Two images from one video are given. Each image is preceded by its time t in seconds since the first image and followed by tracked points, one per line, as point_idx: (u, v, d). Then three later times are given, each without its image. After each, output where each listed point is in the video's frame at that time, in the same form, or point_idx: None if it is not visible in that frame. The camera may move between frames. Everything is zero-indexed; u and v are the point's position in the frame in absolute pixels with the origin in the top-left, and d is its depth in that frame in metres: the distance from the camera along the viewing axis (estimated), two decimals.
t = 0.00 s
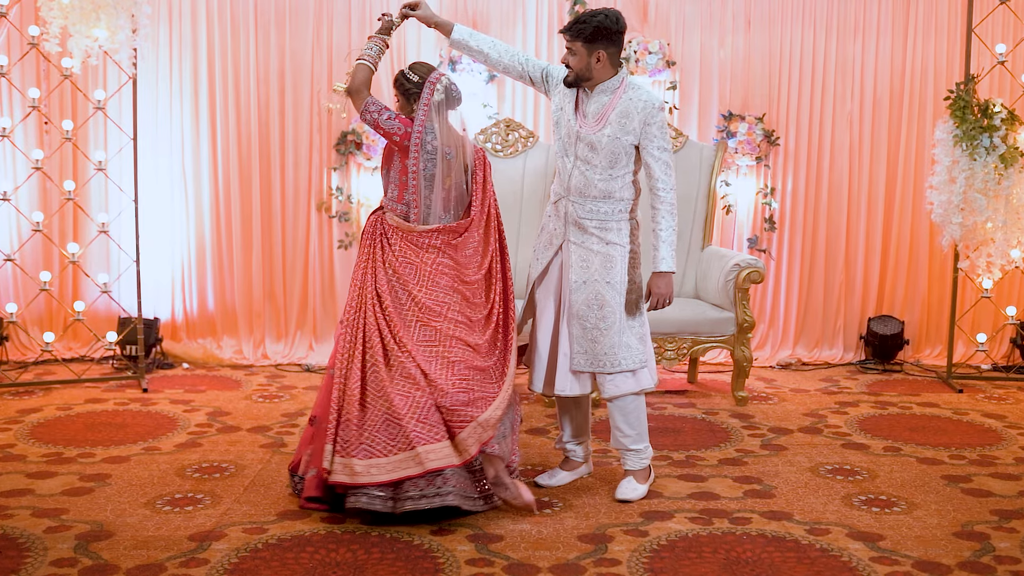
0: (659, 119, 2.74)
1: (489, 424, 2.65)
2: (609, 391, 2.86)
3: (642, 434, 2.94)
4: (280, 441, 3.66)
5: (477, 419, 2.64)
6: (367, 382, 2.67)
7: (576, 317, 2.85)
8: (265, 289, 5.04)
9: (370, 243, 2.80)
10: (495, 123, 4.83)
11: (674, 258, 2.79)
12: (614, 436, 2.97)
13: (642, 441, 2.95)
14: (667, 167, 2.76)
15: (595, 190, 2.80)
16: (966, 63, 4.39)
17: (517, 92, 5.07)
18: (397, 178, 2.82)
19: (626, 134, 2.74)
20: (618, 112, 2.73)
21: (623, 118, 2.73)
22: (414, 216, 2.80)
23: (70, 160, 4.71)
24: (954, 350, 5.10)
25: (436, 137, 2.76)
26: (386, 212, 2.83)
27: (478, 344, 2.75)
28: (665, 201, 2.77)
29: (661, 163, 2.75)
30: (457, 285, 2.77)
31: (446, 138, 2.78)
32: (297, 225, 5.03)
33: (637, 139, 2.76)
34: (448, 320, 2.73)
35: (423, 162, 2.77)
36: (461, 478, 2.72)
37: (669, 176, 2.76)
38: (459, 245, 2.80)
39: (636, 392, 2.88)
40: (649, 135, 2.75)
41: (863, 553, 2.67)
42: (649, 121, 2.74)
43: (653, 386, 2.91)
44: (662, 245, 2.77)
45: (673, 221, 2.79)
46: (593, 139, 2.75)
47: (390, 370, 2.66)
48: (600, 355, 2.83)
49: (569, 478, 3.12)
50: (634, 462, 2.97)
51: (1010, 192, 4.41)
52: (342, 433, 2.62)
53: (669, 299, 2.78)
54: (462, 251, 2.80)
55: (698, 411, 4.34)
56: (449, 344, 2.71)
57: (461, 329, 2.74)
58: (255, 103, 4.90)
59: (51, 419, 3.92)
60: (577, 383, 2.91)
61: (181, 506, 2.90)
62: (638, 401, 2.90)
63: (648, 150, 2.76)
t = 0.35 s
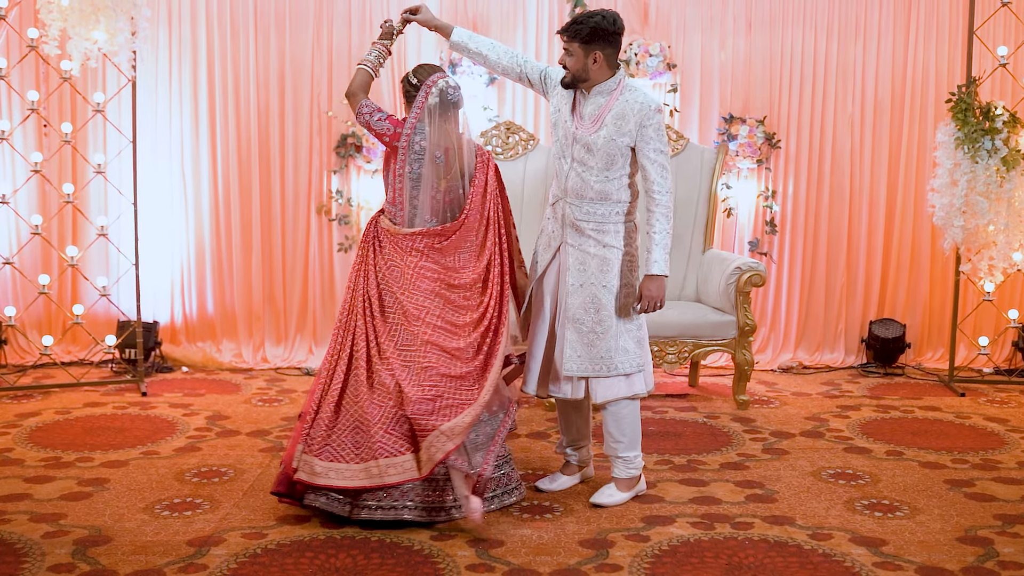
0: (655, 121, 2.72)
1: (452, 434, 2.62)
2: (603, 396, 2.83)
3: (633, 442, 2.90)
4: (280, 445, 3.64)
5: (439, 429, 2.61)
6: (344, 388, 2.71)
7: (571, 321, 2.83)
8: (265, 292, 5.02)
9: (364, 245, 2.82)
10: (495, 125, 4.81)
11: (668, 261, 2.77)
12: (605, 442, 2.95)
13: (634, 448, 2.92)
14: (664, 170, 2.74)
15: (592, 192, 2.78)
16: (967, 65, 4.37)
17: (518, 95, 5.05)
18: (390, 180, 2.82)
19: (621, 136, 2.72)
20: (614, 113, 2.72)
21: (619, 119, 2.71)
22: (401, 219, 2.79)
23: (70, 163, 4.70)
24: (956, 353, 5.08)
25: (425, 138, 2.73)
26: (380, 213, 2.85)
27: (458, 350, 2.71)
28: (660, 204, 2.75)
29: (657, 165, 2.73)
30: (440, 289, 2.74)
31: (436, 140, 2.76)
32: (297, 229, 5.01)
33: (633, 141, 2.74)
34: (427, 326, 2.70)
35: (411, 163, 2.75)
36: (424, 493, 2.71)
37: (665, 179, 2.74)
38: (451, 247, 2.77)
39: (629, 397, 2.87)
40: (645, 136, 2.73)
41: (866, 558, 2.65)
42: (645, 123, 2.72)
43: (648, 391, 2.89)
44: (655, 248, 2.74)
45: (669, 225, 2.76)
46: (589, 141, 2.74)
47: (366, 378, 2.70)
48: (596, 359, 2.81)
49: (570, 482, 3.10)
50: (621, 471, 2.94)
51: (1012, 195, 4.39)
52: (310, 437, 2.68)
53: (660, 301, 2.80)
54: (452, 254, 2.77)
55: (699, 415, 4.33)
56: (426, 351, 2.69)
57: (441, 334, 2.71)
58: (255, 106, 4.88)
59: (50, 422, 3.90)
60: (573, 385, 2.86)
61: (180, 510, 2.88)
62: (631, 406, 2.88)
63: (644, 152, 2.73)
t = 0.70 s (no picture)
0: (653, 124, 2.70)
1: (415, 440, 2.57)
2: (601, 401, 2.81)
3: (636, 448, 2.89)
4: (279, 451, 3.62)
5: (402, 435, 2.58)
6: (329, 392, 2.78)
7: (568, 325, 2.80)
8: (264, 297, 5.00)
9: (361, 248, 2.84)
10: (495, 129, 4.80)
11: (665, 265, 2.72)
12: (608, 448, 2.93)
13: (637, 454, 2.90)
14: (661, 174, 2.70)
15: (589, 196, 2.76)
16: (969, 70, 4.36)
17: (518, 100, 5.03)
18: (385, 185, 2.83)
19: (618, 140, 2.70)
20: (611, 117, 2.71)
21: (616, 123, 2.70)
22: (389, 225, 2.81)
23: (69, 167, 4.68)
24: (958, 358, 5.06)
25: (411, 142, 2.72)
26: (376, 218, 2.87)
27: (434, 358, 2.66)
28: (658, 209, 2.71)
29: (654, 169, 2.70)
30: (420, 295, 2.71)
31: (424, 145, 2.73)
32: (297, 233, 5.00)
33: (630, 144, 2.72)
34: (403, 332, 2.68)
35: (397, 167, 2.75)
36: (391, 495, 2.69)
37: (662, 183, 2.70)
38: (437, 252, 2.74)
39: (631, 402, 2.85)
40: (643, 140, 2.70)
41: (870, 565, 2.63)
42: (642, 126, 2.69)
43: (649, 397, 2.88)
44: (651, 252, 2.70)
45: (666, 229, 2.73)
46: (586, 145, 2.73)
47: (349, 383, 2.75)
48: (594, 363, 2.79)
49: (571, 489, 3.08)
50: (624, 477, 2.93)
51: (1015, 199, 4.38)
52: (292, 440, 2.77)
53: (655, 307, 2.72)
54: (437, 260, 2.74)
55: (701, 420, 4.31)
56: (403, 357, 2.66)
57: (418, 340, 2.67)
58: (255, 110, 4.87)
59: (48, 428, 3.88)
60: (571, 391, 2.84)
61: (178, 517, 2.86)
62: (632, 412, 2.87)
63: (641, 156, 2.71)
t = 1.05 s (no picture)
0: (652, 130, 2.66)
1: (375, 446, 2.53)
2: (602, 411, 2.78)
3: (639, 458, 2.86)
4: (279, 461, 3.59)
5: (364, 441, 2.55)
6: (315, 395, 2.83)
7: (568, 334, 2.77)
8: (264, 305, 4.97)
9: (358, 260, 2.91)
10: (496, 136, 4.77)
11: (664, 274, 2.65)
12: (610, 458, 2.90)
13: (639, 465, 2.86)
14: (659, 180, 2.64)
15: (589, 202, 2.74)
16: (972, 76, 4.34)
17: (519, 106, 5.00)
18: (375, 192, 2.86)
19: (617, 145, 2.67)
20: (610, 122, 2.68)
21: (615, 128, 2.67)
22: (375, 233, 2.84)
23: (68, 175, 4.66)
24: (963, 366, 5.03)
25: (394, 151, 2.73)
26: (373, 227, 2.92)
27: (406, 366, 2.65)
28: (656, 215, 2.63)
29: (653, 176, 2.65)
30: (396, 304, 2.71)
31: (409, 154, 2.74)
32: (298, 240, 4.97)
33: (628, 150, 2.68)
34: (379, 340, 2.69)
35: (380, 174, 2.77)
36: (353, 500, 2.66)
37: (661, 190, 2.64)
38: (417, 263, 2.75)
39: (634, 413, 2.81)
40: (641, 146, 2.66)
41: None
42: (640, 132, 2.66)
43: (653, 407, 2.83)
44: (648, 260, 2.63)
45: (664, 237, 2.64)
46: (585, 150, 2.71)
47: (332, 387, 2.79)
48: (594, 372, 2.76)
49: (573, 499, 3.03)
50: (626, 487, 2.89)
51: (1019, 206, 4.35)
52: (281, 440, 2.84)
53: (653, 315, 2.65)
54: (417, 271, 2.74)
55: (704, 429, 4.27)
56: (376, 365, 2.67)
57: (390, 349, 2.67)
58: (254, 117, 4.84)
59: (46, 438, 3.85)
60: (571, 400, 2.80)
61: (177, 528, 2.82)
62: (634, 423, 2.83)
63: (639, 162, 2.66)
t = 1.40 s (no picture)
0: (651, 140, 2.61)
1: (335, 456, 2.55)
2: (601, 425, 2.74)
3: (641, 472, 2.82)
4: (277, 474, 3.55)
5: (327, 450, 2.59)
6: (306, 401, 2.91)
7: (568, 347, 2.75)
8: (264, 316, 4.94)
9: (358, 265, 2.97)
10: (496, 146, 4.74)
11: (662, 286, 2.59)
12: (611, 472, 2.86)
13: (641, 479, 2.83)
14: (658, 191, 2.60)
15: (589, 213, 2.72)
16: (975, 85, 4.31)
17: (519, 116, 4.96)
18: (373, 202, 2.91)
19: (615, 155, 2.65)
20: (610, 131, 2.66)
21: (613, 138, 2.65)
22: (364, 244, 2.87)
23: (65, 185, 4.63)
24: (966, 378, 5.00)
25: (378, 161, 2.77)
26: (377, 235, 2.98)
27: (376, 377, 2.67)
28: (654, 226, 2.59)
29: (651, 187, 2.60)
30: (371, 314, 2.75)
31: (394, 165, 2.76)
32: (297, 252, 4.95)
33: (628, 160, 2.64)
34: (355, 350, 2.73)
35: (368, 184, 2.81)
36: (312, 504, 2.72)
37: (659, 200, 2.60)
38: (395, 274, 2.75)
39: (635, 427, 2.77)
40: (640, 156, 2.62)
41: None
42: (639, 141, 2.62)
43: (654, 422, 2.77)
44: (645, 271, 2.58)
45: (662, 249, 2.59)
46: (585, 160, 2.70)
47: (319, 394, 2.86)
48: (592, 385, 2.73)
49: (575, 513, 2.99)
50: (629, 502, 2.85)
51: None
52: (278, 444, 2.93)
53: (649, 328, 2.60)
54: (394, 282, 2.74)
55: (706, 442, 4.24)
56: (349, 375, 2.71)
57: (364, 359, 2.71)
58: (253, 128, 4.81)
59: (42, 451, 3.81)
60: (571, 413, 2.76)
61: (174, 543, 2.79)
62: (635, 438, 2.79)
63: (639, 172, 2.62)
